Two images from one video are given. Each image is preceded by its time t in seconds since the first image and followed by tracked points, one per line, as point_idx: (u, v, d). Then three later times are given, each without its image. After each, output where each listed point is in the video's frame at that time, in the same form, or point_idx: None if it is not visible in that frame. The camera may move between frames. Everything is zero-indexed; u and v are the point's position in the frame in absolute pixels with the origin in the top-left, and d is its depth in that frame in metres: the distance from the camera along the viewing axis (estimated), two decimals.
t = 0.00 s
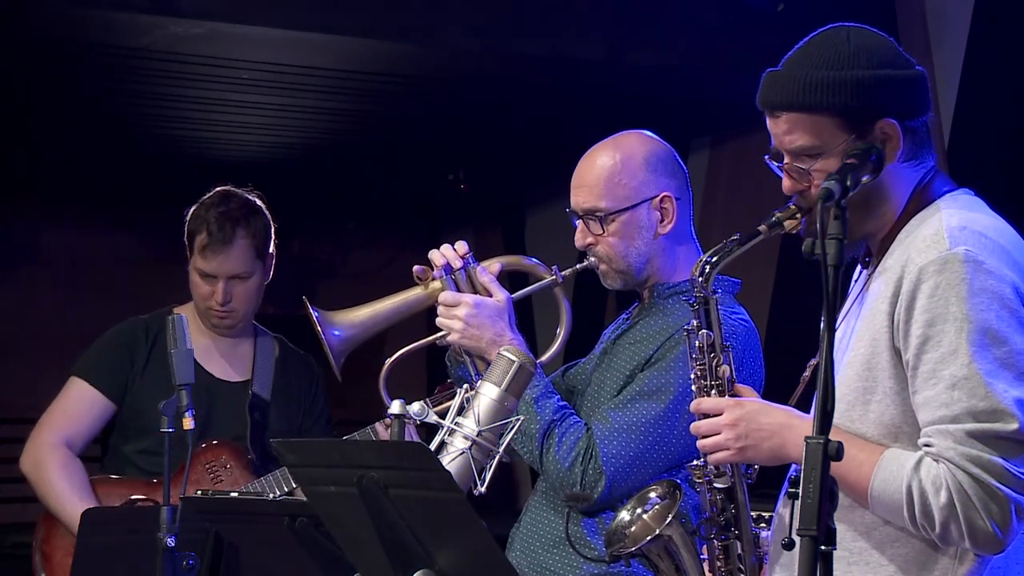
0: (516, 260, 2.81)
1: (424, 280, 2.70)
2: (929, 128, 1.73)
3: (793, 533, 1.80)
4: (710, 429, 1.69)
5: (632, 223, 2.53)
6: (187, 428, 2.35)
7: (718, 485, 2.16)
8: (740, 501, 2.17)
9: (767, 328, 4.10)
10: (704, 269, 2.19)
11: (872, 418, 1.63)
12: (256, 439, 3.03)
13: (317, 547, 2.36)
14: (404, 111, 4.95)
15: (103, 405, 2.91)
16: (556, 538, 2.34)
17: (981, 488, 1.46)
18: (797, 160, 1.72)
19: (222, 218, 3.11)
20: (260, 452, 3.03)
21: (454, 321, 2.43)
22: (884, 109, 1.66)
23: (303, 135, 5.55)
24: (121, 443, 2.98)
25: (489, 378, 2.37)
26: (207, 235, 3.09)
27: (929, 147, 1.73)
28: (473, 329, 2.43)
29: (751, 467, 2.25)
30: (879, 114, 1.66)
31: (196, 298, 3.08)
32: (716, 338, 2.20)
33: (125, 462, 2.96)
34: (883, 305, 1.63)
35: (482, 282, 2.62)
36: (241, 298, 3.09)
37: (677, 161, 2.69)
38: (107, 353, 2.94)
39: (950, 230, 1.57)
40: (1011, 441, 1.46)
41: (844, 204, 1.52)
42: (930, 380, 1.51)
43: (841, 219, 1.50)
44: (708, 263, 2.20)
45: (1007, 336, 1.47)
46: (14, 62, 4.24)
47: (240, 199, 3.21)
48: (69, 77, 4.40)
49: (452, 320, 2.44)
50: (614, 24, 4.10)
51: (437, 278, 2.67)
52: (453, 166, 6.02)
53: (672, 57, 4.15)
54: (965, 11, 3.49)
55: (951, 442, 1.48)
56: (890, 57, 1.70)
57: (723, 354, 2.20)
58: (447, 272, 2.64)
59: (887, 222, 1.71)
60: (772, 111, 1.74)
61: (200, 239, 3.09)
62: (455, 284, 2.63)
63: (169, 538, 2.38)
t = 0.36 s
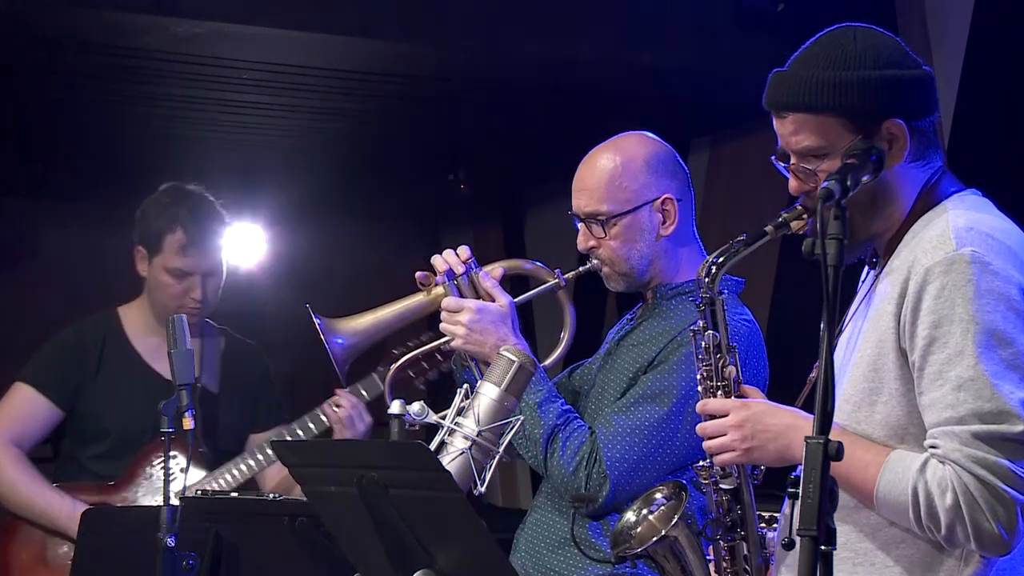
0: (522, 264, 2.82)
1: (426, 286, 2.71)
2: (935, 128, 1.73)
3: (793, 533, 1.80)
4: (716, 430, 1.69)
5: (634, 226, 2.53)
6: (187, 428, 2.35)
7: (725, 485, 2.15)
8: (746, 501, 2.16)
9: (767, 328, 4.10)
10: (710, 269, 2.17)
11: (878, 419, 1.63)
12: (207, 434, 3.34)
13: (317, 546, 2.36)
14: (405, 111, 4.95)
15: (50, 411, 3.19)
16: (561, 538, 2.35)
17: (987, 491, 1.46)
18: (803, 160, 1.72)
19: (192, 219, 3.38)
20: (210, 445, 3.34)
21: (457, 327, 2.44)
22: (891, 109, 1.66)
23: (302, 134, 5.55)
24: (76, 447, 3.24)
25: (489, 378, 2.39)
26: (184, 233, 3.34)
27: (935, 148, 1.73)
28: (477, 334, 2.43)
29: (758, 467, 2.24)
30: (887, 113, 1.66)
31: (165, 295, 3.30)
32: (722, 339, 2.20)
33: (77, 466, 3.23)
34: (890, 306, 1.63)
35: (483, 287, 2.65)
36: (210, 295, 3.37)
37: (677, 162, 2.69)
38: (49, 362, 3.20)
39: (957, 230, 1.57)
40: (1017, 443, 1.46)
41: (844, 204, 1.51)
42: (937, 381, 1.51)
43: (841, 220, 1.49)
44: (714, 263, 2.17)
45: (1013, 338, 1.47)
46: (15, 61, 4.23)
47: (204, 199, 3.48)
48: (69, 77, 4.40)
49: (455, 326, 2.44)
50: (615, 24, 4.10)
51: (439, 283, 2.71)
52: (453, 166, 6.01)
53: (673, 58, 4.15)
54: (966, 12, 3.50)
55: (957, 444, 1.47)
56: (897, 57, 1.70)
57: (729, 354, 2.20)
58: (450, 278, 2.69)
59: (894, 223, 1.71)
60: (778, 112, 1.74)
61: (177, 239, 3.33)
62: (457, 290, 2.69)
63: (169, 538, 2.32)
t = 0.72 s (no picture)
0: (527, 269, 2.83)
1: (431, 291, 2.77)
2: (941, 129, 1.73)
3: (795, 535, 1.81)
4: (722, 430, 1.69)
5: (638, 228, 2.53)
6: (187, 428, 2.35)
7: (730, 485, 2.15)
8: (751, 501, 2.16)
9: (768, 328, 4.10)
10: (717, 270, 2.16)
11: (884, 419, 1.63)
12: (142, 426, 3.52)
13: (317, 546, 2.35)
14: (404, 111, 4.96)
15: None
16: (570, 539, 2.36)
17: (994, 492, 1.46)
18: (811, 160, 1.72)
19: (129, 212, 3.65)
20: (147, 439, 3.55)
21: (463, 332, 2.42)
22: (898, 110, 1.66)
23: (302, 134, 5.55)
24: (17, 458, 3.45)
25: (489, 378, 2.38)
26: (122, 227, 3.61)
27: (942, 148, 1.73)
28: (482, 339, 2.41)
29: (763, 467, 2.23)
30: (896, 112, 1.66)
31: (109, 291, 3.56)
32: (728, 338, 2.19)
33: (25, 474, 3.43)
34: (897, 306, 1.62)
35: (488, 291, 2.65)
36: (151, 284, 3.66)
37: (680, 162, 2.69)
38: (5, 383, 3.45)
39: (964, 230, 1.57)
40: None
41: (845, 203, 1.51)
42: (944, 381, 1.51)
43: (842, 220, 1.49)
44: (722, 263, 2.16)
45: (1021, 338, 1.47)
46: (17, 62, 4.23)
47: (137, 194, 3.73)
48: (70, 77, 4.40)
49: (460, 331, 2.42)
50: (616, 24, 4.10)
51: (444, 289, 2.74)
52: (453, 165, 6.01)
53: (673, 58, 4.15)
54: (965, 12, 3.50)
55: (965, 444, 1.47)
56: (905, 57, 1.70)
57: (735, 354, 2.20)
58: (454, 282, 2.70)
59: (901, 223, 1.72)
60: (786, 112, 1.75)
61: (113, 236, 3.59)
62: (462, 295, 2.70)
63: (169, 538, 2.29)
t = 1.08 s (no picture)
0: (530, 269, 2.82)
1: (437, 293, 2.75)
2: (949, 130, 1.73)
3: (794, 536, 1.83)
4: (729, 429, 1.69)
5: (642, 229, 2.53)
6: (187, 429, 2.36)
7: (736, 484, 2.16)
8: (757, 501, 2.17)
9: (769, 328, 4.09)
10: (724, 269, 2.16)
11: (891, 419, 1.63)
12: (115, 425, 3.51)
13: (317, 546, 2.34)
14: (404, 112, 4.96)
15: None
16: (576, 540, 2.36)
17: (1002, 492, 1.46)
18: (819, 160, 1.72)
19: (86, 213, 3.65)
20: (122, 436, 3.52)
21: (468, 335, 2.43)
22: (907, 110, 1.66)
23: (302, 134, 5.54)
24: None
25: (489, 378, 2.40)
26: (78, 228, 3.62)
27: (949, 149, 1.73)
28: (488, 342, 2.43)
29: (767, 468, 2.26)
30: (903, 112, 1.66)
31: (68, 292, 3.56)
32: (734, 338, 2.20)
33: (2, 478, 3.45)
34: (904, 306, 1.62)
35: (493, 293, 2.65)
36: (113, 285, 3.65)
37: (683, 162, 2.69)
38: None
39: (972, 231, 1.57)
40: None
41: (845, 204, 1.51)
42: (951, 382, 1.51)
43: (841, 220, 1.49)
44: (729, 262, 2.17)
45: None
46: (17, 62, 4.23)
47: (101, 197, 3.75)
48: (71, 77, 4.40)
49: (466, 333, 2.44)
50: (616, 24, 4.10)
51: (449, 292, 2.73)
52: (453, 166, 6.01)
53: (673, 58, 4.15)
54: (965, 12, 3.50)
55: (972, 444, 1.47)
56: (914, 58, 1.71)
57: (742, 354, 2.20)
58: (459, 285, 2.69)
59: (908, 224, 1.72)
60: (794, 111, 1.75)
61: (71, 236, 3.60)
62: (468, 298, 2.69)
63: (169, 538, 2.30)
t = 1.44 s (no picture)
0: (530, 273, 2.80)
1: (442, 299, 2.73)
2: (958, 130, 1.72)
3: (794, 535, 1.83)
4: (735, 426, 1.68)
5: (645, 230, 2.52)
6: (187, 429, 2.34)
7: (741, 481, 2.13)
8: (761, 498, 2.14)
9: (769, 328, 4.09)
10: (732, 265, 2.17)
11: (897, 418, 1.61)
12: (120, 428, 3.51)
13: (317, 546, 2.33)
14: (405, 111, 4.95)
15: None
16: (582, 540, 2.34)
17: (1008, 491, 1.45)
18: (828, 160, 1.71)
19: (88, 214, 3.67)
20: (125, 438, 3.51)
21: (474, 339, 2.43)
22: (915, 110, 1.66)
23: (303, 134, 5.54)
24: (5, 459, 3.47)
25: (489, 377, 2.41)
26: (80, 228, 3.63)
27: (958, 151, 1.72)
28: (494, 346, 2.43)
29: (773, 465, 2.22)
30: (914, 112, 1.66)
31: (70, 291, 3.58)
32: (742, 334, 2.18)
33: (7, 477, 3.44)
34: (913, 306, 1.61)
35: (499, 297, 2.63)
36: (114, 288, 3.64)
37: (683, 163, 2.68)
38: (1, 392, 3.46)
39: (980, 231, 1.56)
40: None
41: (845, 203, 1.49)
42: (958, 381, 1.50)
43: (841, 219, 1.48)
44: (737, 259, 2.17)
45: None
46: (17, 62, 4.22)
47: (108, 199, 3.77)
48: (70, 77, 4.38)
49: (471, 338, 2.44)
50: (615, 24, 4.09)
51: (455, 297, 2.71)
52: (453, 165, 6.01)
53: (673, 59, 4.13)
54: (966, 12, 3.49)
55: (978, 443, 1.46)
56: (926, 60, 1.70)
57: (749, 351, 2.17)
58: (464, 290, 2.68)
59: (917, 224, 1.70)
60: (805, 110, 1.74)
61: (73, 235, 3.62)
62: (472, 303, 2.68)
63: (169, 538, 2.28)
